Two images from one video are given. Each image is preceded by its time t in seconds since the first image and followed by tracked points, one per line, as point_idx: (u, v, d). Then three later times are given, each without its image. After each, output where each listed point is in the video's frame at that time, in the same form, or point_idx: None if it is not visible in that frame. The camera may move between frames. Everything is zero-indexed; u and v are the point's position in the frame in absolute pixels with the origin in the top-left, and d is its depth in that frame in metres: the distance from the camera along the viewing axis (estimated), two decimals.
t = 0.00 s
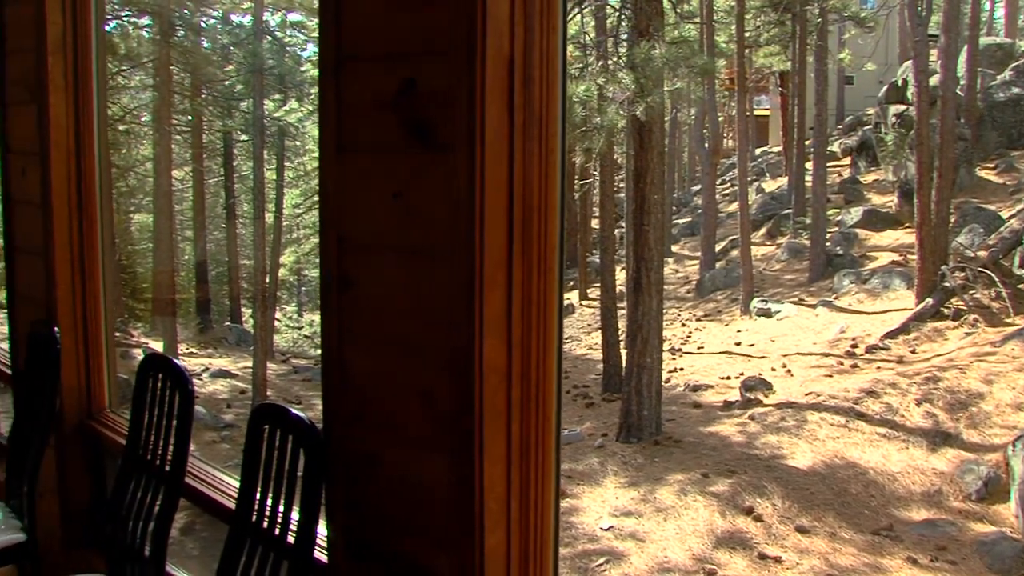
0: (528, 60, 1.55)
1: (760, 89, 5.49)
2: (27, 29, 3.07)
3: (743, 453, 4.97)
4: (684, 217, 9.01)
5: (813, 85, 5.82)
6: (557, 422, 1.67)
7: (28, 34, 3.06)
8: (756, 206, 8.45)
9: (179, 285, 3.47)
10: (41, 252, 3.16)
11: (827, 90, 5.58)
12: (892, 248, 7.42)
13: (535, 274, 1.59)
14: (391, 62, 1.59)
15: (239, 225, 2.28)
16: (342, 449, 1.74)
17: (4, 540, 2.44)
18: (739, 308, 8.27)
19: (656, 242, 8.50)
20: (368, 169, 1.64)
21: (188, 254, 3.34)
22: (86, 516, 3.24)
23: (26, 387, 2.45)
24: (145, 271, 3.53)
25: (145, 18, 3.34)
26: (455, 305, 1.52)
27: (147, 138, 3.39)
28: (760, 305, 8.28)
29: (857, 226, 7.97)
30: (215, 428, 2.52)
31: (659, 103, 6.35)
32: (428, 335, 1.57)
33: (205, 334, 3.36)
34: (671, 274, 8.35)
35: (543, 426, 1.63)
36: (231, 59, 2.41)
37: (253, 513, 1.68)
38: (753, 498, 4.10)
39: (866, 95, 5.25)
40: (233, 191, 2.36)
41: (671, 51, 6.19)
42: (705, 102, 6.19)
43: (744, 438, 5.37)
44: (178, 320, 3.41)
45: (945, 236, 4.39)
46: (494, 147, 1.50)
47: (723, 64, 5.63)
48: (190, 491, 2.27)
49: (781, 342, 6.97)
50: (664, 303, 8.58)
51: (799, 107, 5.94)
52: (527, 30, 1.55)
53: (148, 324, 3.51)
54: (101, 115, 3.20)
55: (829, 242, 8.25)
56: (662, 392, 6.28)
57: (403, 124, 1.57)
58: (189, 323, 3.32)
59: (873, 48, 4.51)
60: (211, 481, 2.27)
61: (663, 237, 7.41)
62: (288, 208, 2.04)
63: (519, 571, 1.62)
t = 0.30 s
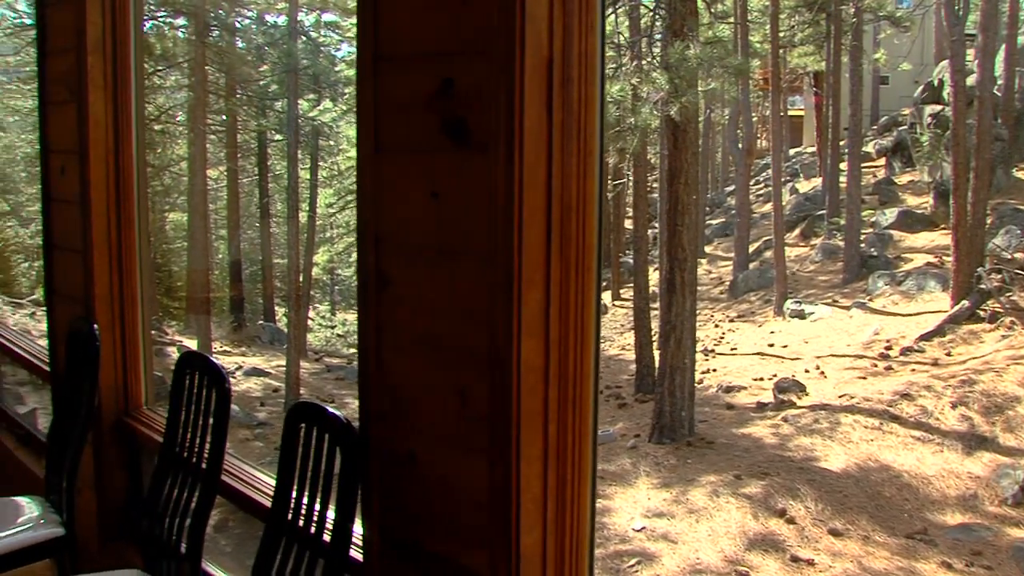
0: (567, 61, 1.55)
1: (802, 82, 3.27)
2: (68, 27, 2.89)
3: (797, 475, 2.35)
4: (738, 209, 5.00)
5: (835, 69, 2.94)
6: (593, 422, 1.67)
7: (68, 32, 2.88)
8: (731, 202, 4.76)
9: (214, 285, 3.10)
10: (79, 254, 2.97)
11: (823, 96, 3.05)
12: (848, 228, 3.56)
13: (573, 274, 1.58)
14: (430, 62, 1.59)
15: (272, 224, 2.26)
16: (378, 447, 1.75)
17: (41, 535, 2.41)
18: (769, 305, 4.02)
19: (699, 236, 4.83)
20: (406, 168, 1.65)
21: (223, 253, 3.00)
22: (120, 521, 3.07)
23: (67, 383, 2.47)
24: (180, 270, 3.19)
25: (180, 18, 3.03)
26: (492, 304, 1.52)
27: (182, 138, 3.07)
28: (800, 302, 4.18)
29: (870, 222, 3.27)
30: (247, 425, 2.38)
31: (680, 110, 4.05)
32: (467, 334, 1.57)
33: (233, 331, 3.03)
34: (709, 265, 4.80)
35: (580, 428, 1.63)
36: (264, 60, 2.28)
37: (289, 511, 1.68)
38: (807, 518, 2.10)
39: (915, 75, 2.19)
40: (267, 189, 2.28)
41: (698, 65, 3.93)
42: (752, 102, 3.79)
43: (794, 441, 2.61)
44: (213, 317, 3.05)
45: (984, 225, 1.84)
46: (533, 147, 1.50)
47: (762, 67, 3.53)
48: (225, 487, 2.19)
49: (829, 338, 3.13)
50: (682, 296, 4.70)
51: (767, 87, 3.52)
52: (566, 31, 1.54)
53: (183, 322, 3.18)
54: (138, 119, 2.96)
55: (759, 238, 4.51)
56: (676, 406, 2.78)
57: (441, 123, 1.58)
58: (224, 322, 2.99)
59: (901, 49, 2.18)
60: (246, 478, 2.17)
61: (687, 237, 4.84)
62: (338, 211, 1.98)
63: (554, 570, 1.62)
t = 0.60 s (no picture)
0: (605, 61, 1.55)
1: (856, 59, 1.84)
2: (106, 28, 2.89)
3: (829, 480, 1.79)
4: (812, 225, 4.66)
5: (893, 53, 1.73)
6: (629, 422, 1.66)
7: (105, 35, 2.90)
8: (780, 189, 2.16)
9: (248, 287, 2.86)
10: (116, 251, 2.96)
11: (888, 72, 1.75)
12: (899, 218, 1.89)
13: (610, 274, 1.58)
14: (469, 62, 1.59)
15: (304, 222, 2.25)
16: (413, 446, 1.75)
17: (77, 530, 2.41)
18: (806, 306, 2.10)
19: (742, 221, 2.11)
20: (444, 168, 1.65)
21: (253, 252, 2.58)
22: (158, 519, 3.04)
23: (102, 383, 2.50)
24: (214, 269, 2.96)
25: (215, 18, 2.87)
26: (530, 304, 1.53)
27: (215, 137, 2.89)
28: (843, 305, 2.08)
29: (920, 212, 1.84)
30: (279, 424, 2.33)
31: (708, 85, 2.28)
32: (504, 334, 1.57)
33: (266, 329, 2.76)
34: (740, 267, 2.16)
35: (616, 428, 1.62)
36: (297, 59, 2.25)
37: (324, 510, 1.69)
38: (839, 520, 1.73)
39: (942, 84, 1.63)
40: (299, 188, 2.26)
41: (733, 37, 2.16)
42: (802, 75, 1.99)
43: (828, 438, 1.86)
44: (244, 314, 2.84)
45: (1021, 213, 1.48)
46: (571, 147, 1.50)
47: (805, 45, 1.97)
48: (259, 485, 2.18)
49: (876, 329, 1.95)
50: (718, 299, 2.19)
51: (830, 33, 1.89)
52: (604, 31, 1.54)
53: (217, 320, 2.97)
54: (174, 119, 2.90)
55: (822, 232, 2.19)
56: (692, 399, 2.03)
57: (479, 123, 1.58)
58: (257, 321, 2.55)
59: (936, 51, 1.60)
60: (280, 477, 2.16)
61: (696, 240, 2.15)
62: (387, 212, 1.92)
63: (590, 570, 1.61)
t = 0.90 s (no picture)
0: (640, 61, 1.55)
1: (889, 60, 1.60)
2: (140, 29, 2.92)
3: (859, 482, 1.58)
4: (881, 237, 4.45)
5: (928, 54, 1.54)
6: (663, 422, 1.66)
7: (139, 36, 2.93)
8: (814, 191, 1.72)
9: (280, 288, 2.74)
10: (150, 249, 2.96)
11: (921, 74, 1.56)
12: (929, 218, 1.57)
13: (645, 274, 1.58)
14: (505, 62, 1.60)
15: (335, 222, 2.25)
16: (447, 444, 1.77)
17: (110, 527, 2.43)
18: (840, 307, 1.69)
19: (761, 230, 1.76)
20: (480, 168, 1.67)
21: (286, 251, 2.57)
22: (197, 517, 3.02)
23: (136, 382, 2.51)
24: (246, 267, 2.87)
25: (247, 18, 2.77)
26: (565, 303, 1.53)
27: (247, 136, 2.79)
28: (877, 307, 1.63)
29: (952, 212, 1.53)
30: (309, 422, 2.34)
31: (739, 83, 1.78)
32: (539, 333, 1.58)
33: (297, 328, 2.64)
34: (769, 267, 1.75)
35: (649, 428, 1.62)
36: (328, 59, 2.25)
37: (357, 509, 1.69)
38: (870, 523, 1.55)
39: (975, 83, 1.48)
40: (329, 188, 2.26)
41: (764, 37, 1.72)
42: (834, 74, 1.67)
43: (859, 440, 1.60)
44: (275, 312, 2.68)
45: None
46: (607, 147, 1.50)
47: (837, 45, 1.66)
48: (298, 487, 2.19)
49: (912, 335, 1.56)
50: (751, 299, 1.77)
51: (862, 32, 1.61)
52: (639, 31, 1.55)
53: (246, 320, 2.89)
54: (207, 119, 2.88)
55: (857, 232, 1.67)
56: (722, 400, 1.79)
57: (515, 123, 1.59)
58: (289, 319, 2.55)
59: (970, 52, 1.48)
60: (320, 480, 2.16)
61: (728, 250, 1.82)
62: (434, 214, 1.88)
63: (622, 570, 1.61)
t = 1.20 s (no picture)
0: (676, 62, 1.55)
1: (921, 61, 1.51)
2: (173, 30, 2.94)
3: (889, 485, 1.50)
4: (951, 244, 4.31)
5: (961, 54, 1.45)
6: (695, 423, 1.66)
7: (173, 36, 2.94)
8: (844, 193, 1.65)
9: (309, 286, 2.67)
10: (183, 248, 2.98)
11: (953, 74, 1.47)
12: (960, 219, 1.45)
13: (679, 274, 1.58)
14: (539, 63, 1.61)
15: (365, 222, 2.26)
16: (479, 443, 1.78)
17: (143, 524, 2.45)
18: (866, 309, 1.58)
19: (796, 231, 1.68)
20: (513, 168, 1.68)
21: (316, 251, 2.57)
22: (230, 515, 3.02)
23: (169, 380, 2.54)
24: (275, 266, 2.82)
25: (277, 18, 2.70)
26: (600, 303, 1.53)
27: (278, 136, 2.73)
28: (908, 309, 1.53)
29: (985, 213, 1.41)
30: (337, 421, 2.34)
31: (770, 83, 1.70)
32: (572, 332, 1.59)
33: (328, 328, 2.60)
34: (799, 268, 1.67)
35: (683, 429, 1.63)
36: (358, 59, 2.25)
37: (388, 509, 1.70)
38: (901, 526, 1.48)
39: (1010, 83, 1.38)
40: (359, 188, 2.27)
41: (794, 38, 1.64)
42: (865, 76, 1.57)
43: (890, 442, 1.52)
44: (304, 311, 2.63)
45: None
46: (641, 147, 1.51)
47: (868, 46, 1.56)
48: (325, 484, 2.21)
49: (944, 337, 1.47)
50: (780, 300, 1.70)
51: (893, 32, 1.53)
52: (674, 31, 1.55)
53: (276, 319, 2.85)
54: (241, 120, 2.89)
55: (887, 233, 1.58)
56: (751, 402, 1.73)
57: (549, 123, 1.60)
58: (318, 318, 2.56)
59: (1003, 50, 1.37)
60: (343, 474, 2.19)
61: (758, 251, 1.73)
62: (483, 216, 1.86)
63: (652, 569, 1.62)
